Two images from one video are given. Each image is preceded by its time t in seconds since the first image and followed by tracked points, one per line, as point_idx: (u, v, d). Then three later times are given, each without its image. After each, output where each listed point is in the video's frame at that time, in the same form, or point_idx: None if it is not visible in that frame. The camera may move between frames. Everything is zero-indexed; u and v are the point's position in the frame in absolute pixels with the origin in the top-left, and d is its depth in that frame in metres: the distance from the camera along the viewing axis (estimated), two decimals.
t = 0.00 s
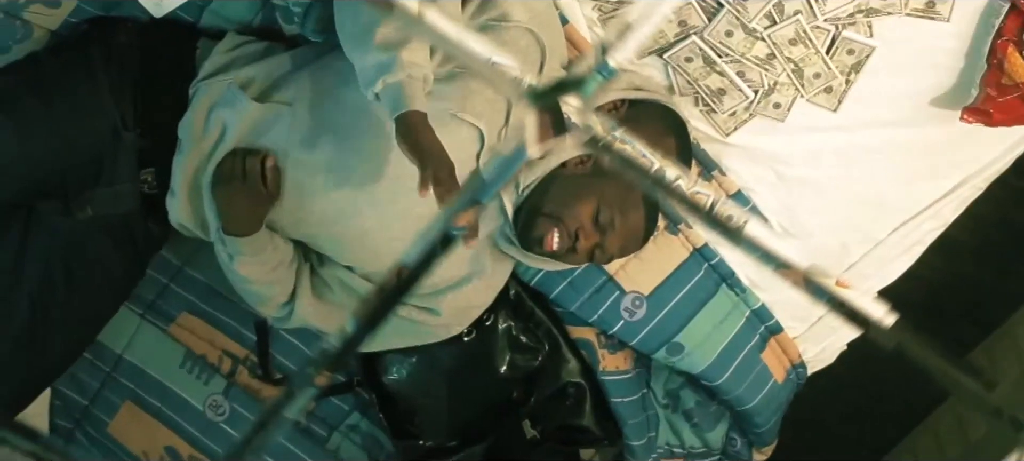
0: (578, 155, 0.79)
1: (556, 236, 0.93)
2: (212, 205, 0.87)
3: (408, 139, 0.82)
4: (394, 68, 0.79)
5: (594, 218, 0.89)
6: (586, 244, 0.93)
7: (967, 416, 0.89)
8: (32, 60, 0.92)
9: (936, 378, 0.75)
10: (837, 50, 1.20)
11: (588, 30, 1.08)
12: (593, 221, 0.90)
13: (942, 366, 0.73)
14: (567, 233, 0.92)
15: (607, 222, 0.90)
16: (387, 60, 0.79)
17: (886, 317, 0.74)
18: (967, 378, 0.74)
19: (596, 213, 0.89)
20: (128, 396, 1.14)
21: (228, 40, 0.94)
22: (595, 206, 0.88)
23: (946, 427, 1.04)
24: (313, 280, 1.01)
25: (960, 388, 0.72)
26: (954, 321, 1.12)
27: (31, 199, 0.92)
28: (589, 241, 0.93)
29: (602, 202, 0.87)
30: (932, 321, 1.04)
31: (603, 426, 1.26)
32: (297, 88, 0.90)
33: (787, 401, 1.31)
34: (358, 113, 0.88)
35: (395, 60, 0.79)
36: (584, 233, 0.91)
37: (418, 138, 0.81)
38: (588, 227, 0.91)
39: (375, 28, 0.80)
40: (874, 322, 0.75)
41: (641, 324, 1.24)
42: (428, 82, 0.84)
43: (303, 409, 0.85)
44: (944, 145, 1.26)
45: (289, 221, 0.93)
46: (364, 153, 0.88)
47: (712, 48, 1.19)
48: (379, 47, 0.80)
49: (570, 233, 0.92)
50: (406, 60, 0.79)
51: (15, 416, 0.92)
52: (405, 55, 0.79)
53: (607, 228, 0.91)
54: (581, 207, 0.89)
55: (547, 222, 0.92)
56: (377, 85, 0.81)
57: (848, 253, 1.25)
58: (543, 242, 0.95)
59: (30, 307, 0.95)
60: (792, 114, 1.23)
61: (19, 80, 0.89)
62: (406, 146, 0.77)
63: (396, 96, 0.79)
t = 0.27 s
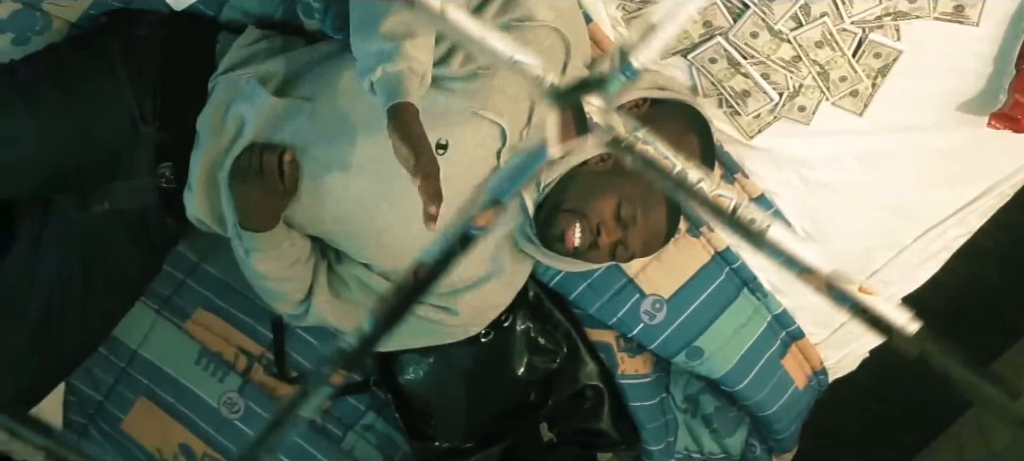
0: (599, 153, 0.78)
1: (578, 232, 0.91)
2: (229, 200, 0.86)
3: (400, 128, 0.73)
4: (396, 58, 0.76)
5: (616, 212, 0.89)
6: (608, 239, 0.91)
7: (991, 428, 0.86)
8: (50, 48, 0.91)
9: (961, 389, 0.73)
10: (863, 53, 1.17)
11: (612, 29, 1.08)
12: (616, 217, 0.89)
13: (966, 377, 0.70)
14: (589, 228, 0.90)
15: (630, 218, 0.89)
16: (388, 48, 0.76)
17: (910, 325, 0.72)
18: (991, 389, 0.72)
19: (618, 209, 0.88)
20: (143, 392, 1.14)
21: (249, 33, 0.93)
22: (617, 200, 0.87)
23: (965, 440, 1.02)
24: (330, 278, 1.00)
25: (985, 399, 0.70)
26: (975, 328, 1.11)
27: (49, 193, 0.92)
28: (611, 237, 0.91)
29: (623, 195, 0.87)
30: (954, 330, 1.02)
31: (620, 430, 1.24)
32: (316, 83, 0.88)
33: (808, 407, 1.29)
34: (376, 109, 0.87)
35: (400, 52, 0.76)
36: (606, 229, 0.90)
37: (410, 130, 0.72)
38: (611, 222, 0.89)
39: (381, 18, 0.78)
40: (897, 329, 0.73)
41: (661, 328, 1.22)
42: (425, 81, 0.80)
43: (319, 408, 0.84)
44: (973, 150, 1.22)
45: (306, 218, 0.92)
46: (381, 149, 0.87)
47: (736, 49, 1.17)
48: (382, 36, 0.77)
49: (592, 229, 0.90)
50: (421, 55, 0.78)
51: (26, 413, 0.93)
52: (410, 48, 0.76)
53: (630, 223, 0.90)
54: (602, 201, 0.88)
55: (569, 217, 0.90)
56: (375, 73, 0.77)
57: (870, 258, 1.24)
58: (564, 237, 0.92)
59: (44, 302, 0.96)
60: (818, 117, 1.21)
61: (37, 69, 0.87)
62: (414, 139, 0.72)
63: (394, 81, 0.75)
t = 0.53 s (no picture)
0: (622, 154, 0.76)
1: (597, 236, 0.90)
2: (248, 197, 0.85)
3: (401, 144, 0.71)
4: (403, 70, 0.74)
5: (638, 216, 0.86)
6: (629, 241, 0.90)
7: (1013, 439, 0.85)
8: (69, 43, 0.90)
9: (984, 396, 0.72)
10: (889, 56, 1.15)
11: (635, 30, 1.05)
12: (637, 220, 0.87)
13: (990, 387, 0.69)
14: (607, 234, 0.89)
15: (651, 221, 0.87)
16: (394, 60, 0.74)
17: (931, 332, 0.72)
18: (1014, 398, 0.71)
19: (640, 212, 0.85)
20: (159, 390, 1.13)
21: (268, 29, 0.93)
22: (639, 203, 0.84)
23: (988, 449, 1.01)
24: (348, 277, 0.99)
25: (1010, 409, 0.67)
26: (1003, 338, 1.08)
27: (67, 188, 0.91)
28: (631, 240, 0.90)
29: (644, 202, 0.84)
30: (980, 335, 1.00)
31: (639, 434, 1.22)
32: (337, 78, 0.87)
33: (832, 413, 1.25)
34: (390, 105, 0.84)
35: (407, 63, 0.74)
36: (627, 233, 0.88)
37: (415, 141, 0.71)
38: (632, 225, 0.87)
39: (392, 28, 0.76)
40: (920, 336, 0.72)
41: (681, 332, 1.22)
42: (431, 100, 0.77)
43: (334, 408, 0.84)
44: (1002, 156, 1.20)
45: (325, 216, 0.92)
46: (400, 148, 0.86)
47: (761, 51, 1.15)
48: (390, 47, 0.75)
49: (612, 234, 0.89)
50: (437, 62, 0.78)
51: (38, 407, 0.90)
52: (413, 61, 0.74)
53: (650, 228, 0.88)
54: (625, 204, 0.85)
55: (589, 222, 0.89)
56: (380, 86, 0.74)
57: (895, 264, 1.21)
58: (585, 241, 0.92)
59: (60, 298, 0.96)
60: (843, 121, 1.19)
61: (57, 63, 0.87)
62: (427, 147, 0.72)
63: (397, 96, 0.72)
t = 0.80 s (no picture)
0: (649, 161, 0.75)
1: (620, 247, 0.87)
2: (269, 194, 0.84)
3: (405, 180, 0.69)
4: (409, 110, 0.72)
5: (662, 228, 0.83)
6: (652, 254, 0.87)
7: None
8: (94, 36, 0.89)
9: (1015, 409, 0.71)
10: (921, 61, 1.13)
11: (664, 32, 1.03)
12: (661, 231, 0.84)
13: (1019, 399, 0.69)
14: (630, 246, 0.86)
15: (674, 234, 0.84)
16: (401, 99, 0.72)
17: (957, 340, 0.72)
18: None
19: (664, 223, 0.83)
20: (178, 388, 1.13)
21: (294, 27, 0.93)
22: (664, 214, 0.81)
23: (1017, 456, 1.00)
24: (371, 278, 0.98)
25: None
26: None
27: (86, 184, 0.90)
28: (655, 253, 0.87)
29: (672, 214, 0.81)
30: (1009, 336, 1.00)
31: (662, 440, 1.21)
32: (362, 76, 0.86)
33: (855, 423, 1.24)
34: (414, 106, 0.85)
35: (414, 103, 0.72)
36: (651, 245, 0.85)
37: (419, 179, 0.69)
38: (657, 239, 0.85)
39: (402, 69, 0.74)
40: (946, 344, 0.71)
41: (705, 338, 1.20)
42: (440, 141, 0.75)
43: (355, 409, 0.84)
44: None
45: (347, 215, 0.91)
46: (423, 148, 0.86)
47: (791, 54, 1.13)
48: (398, 87, 0.73)
49: (635, 246, 0.86)
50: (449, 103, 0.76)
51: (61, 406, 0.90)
52: (421, 102, 0.72)
53: (673, 239, 0.86)
54: (650, 216, 0.82)
55: (613, 231, 0.87)
56: (387, 126, 0.72)
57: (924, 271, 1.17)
58: (609, 252, 0.89)
59: (81, 293, 0.94)
60: (873, 125, 1.17)
61: (80, 58, 0.86)
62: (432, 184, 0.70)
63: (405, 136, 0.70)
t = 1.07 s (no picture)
0: (670, 161, 0.76)
1: (645, 243, 0.86)
2: (288, 194, 0.83)
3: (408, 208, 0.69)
4: (424, 140, 0.71)
5: (686, 225, 0.83)
6: (676, 251, 0.86)
7: None
8: (114, 33, 0.89)
9: None
10: (948, 66, 1.11)
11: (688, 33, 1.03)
12: (685, 228, 0.83)
13: None
14: (656, 240, 0.85)
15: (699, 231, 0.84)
16: (417, 128, 0.72)
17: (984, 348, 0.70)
18: None
19: (687, 221, 0.82)
20: (194, 388, 1.13)
21: (314, 26, 0.92)
22: (687, 213, 0.81)
23: None
24: (389, 280, 0.97)
25: None
26: None
27: (105, 180, 0.89)
28: (679, 250, 0.86)
29: (695, 206, 0.81)
30: None
31: (682, 446, 1.19)
32: (383, 76, 0.86)
33: (879, 431, 1.22)
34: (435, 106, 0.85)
35: (430, 134, 0.72)
36: (675, 242, 0.85)
37: (422, 215, 0.68)
38: (680, 236, 0.84)
39: (423, 96, 0.74)
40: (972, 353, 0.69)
41: (726, 343, 1.18)
42: (452, 172, 0.74)
43: (372, 411, 0.84)
44: None
45: (367, 216, 0.91)
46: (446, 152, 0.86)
47: (816, 58, 1.11)
48: (416, 114, 0.73)
49: (660, 241, 0.85)
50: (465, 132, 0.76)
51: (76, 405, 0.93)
52: (437, 133, 0.72)
53: (697, 235, 0.84)
54: (673, 210, 0.82)
55: (636, 227, 0.85)
56: (399, 153, 0.72)
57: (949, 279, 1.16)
58: (631, 249, 0.88)
59: (99, 290, 0.94)
60: (898, 130, 1.15)
61: (101, 54, 0.86)
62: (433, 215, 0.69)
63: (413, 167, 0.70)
